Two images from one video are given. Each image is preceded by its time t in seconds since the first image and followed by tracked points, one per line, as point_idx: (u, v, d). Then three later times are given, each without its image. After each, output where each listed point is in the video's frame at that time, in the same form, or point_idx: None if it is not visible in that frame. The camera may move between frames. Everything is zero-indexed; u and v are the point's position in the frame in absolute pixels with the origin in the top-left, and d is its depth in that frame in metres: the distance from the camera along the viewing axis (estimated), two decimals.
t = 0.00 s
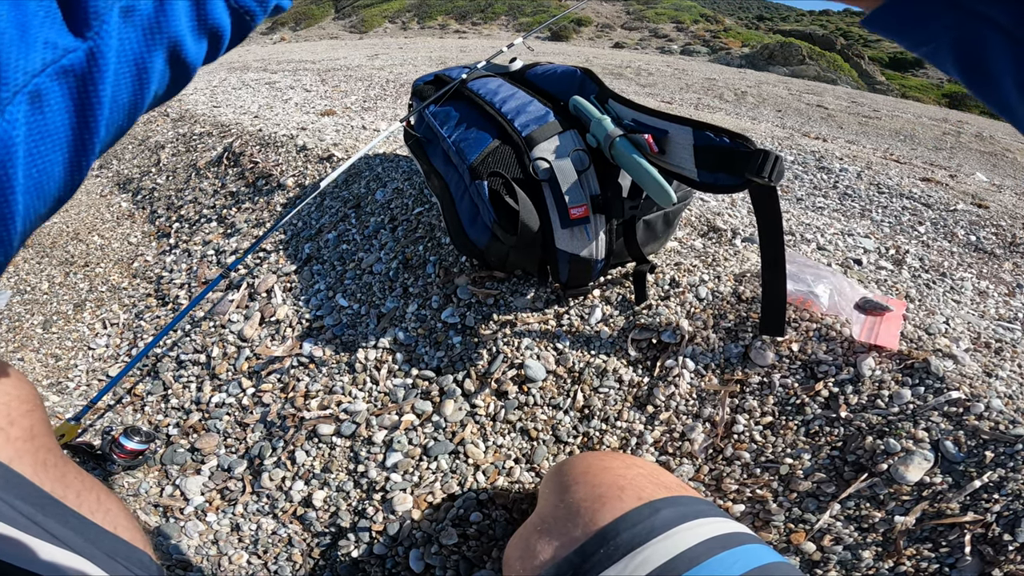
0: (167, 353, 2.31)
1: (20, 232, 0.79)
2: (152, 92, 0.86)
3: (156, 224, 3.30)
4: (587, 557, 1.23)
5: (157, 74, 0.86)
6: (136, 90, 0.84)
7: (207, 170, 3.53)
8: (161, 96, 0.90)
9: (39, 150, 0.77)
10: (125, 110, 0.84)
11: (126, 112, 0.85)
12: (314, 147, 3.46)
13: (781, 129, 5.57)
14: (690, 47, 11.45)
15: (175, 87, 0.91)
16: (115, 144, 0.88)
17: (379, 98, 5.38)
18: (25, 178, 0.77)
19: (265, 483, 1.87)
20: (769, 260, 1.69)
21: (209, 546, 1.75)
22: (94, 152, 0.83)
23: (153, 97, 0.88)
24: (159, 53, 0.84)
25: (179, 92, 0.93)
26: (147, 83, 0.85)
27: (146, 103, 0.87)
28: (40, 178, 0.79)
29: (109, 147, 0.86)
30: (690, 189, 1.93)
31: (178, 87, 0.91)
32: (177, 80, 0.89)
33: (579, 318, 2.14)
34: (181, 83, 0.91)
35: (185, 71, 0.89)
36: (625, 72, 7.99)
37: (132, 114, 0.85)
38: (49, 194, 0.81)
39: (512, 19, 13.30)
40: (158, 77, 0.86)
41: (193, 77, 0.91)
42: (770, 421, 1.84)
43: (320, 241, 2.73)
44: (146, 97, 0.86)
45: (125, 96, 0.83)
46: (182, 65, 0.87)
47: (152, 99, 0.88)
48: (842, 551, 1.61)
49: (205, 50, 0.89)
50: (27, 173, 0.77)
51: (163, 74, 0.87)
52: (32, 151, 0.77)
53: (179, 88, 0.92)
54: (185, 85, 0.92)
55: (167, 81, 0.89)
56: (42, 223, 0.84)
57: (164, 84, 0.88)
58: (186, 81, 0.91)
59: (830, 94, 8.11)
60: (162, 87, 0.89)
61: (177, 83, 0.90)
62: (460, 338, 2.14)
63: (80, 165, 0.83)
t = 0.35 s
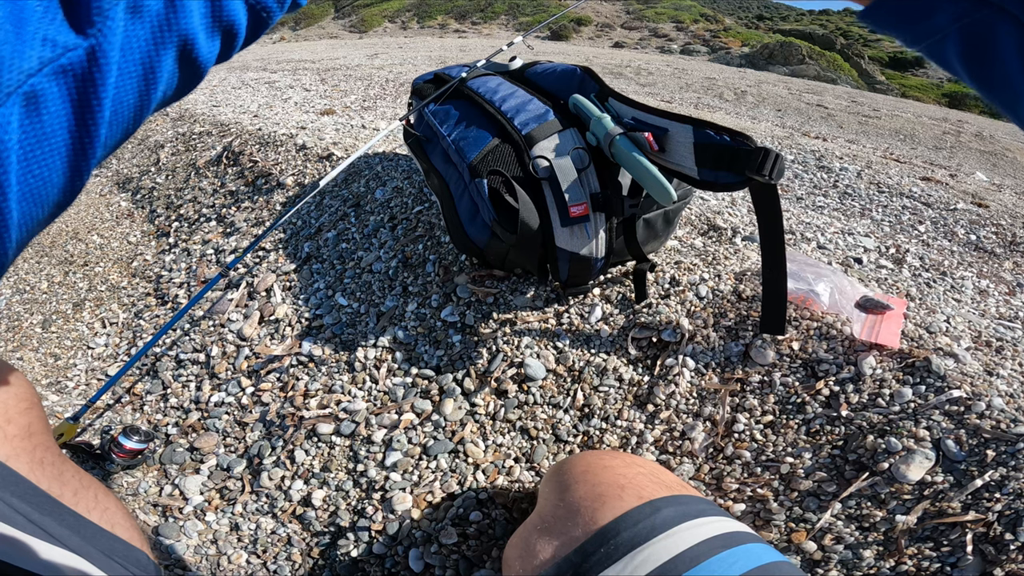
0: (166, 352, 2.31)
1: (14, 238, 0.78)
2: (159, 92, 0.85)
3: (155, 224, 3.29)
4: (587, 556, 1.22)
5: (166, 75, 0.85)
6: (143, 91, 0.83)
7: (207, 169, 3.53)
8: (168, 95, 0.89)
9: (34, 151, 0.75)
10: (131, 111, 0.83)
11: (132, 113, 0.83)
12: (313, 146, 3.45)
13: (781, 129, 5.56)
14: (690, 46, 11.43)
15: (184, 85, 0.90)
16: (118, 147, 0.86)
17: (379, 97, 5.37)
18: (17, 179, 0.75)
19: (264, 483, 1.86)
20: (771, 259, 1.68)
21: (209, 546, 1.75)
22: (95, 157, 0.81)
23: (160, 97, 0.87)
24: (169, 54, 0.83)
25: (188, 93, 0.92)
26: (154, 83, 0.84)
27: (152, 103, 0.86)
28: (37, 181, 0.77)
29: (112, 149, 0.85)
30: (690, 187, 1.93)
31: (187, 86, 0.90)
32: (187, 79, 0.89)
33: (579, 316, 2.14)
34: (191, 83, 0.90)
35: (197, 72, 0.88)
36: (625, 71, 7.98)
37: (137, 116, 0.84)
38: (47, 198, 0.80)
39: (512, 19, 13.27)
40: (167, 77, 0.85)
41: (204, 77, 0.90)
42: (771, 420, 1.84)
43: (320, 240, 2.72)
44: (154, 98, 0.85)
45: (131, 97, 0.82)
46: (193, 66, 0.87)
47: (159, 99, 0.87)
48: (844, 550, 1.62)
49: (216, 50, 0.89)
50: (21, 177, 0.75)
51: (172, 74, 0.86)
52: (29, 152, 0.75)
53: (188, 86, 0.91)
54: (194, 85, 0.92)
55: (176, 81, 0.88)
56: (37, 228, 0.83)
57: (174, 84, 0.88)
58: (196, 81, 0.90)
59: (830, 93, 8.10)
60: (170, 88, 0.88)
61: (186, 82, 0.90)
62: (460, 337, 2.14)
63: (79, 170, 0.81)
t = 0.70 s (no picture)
0: (166, 352, 2.31)
1: (18, 247, 0.76)
2: (162, 93, 0.84)
3: (155, 223, 3.29)
4: (587, 555, 1.22)
5: (170, 76, 0.84)
6: (147, 92, 0.82)
7: (207, 168, 3.53)
8: (173, 97, 0.87)
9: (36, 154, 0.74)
10: (135, 113, 0.82)
11: (137, 115, 0.82)
12: (313, 146, 3.45)
13: (781, 128, 5.56)
14: (690, 45, 11.43)
15: (191, 88, 0.90)
16: (123, 151, 0.85)
17: (378, 97, 5.37)
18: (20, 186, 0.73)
19: (264, 482, 1.86)
20: (770, 258, 1.68)
21: (209, 545, 1.75)
22: (98, 160, 0.80)
23: (165, 99, 0.86)
24: (171, 53, 0.82)
25: (196, 95, 0.92)
26: (157, 83, 0.83)
27: (156, 105, 0.85)
28: (40, 186, 0.76)
29: (116, 153, 0.84)
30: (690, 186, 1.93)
31: (194, 88, 0.89)
32: (194, 80, 0.88)
33: (579, 315, 2.14)
34: (196, 85, 0.90)
35: (202, 74, 0.87)
36: (625, 70, 7.97)
37: (140, 117, 0.83)
38: (51, 203, 0.78)
39: (512, 18, 13.26)
40: (171, 78, 0.84)
41: (209, 79, 0.90)
42: (771, 419, 1.84)
43: (320, 239, 2.72)
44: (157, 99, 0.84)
45: (133, 99, 0.81)
46: (199, 68, 0.86)
47: (163, 101, 0.86)
48: (843, 549, 1.62)
49: (221, 50, 0.88)
50: (23, 183, 0.73)
51: (178, 76, 0.85)
52: (30, 157, 0.73)
53: (195, 88, 0.90)
54: (201, 87, 0.91)
55: (184, 83, 0.88)
56: (43, 236, 0.81)
57: (179, 86, 0.87)
58: (202, 83, 0.90)
59: (830, 93, 8.10)
60: (176, 90, 0.87)
61: (193, 84, 0.89)
62: (460, 336, 2.14)
63: (83, 174, 0.80)
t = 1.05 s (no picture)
0: (166, 351, 2.30)
1: (18, 241, 0.76)
2: (161, 90, 0.84)
3: (155, 223, 3.29)
4: (587, 554, 1.23)
5: (168, 73, 0.83)
6: (145, 88, 0.82)
7: (206, 168, 3.53)
8: (172, 94, 0.87)
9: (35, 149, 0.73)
10: (135, 109, 0.82)
11: (136, 111, 0.82)
12: (313, 145, 3.45)
13: (781, 127, 5.56)
14: (690, 45, 11.43)
15: (190, 86, 0.90)
16: (123, 148, 0.85)
17: (378, 96, 5.37)
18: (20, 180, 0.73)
19: (265, 481, 1.87)
20: (770, 256, 1.68)
21: (210, 544, 1.75)
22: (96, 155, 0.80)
23: (164, 96, 0.86)
24: (170, 50, 0.82)
25: (194, 93, 0.92)
26: (157, 80, 0.82)
27: (156, 102, 0.85)
28: (41, 181, 0.76)
29: (116, 150, 0.84)
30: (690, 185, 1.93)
31: (193, 86, 0.89)
32: (193, 79, 0.88)
33: (579, 314, 2.14)
34: (196, 83, 0.89)
35: (201, 71, 0.87)
36: (625, 70, 7.97)
37: (140, 114, 0.83)
38: (51, 198, 0.78)
39: (512, 17, 13.26)
40: (170, 75, 0.84)
41: (208, 77, 0.89)
42: (771, 417, 1.84)
43: (320, 238, 2.72)
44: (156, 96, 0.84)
45: (131, 94, 0.81)
46: (197, 66, 0.86)
47: (162, 97, 0.86)
48: (843, 548, 1.62)
49: (220, 48, 0.88)
50: (24, 176, 0.73)
51: (177, 74, 0.85)
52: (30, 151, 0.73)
53: (195, 86, 0.90)
54: (200, 85, 0.91)
55: (182, 82, 0.87)
56: (43, 231, 0.81)
57: (179, 84, 0.87)
58: (201, 81, 0.89)
59: (830, 92, 8.10)
60: (175, 88, 0.87)
61: (192, 82, 0.88)
62: (460, 335, 2.14)
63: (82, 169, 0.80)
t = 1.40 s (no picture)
0: (166, 350, 2.30)
1: (23, 236, 0.75)
2: (163, 87, 0.84)
3: (155, 222, 3.28)
4: (588, 553, 1.23)
5: (170, 70, 0.83)
6: (147, 86, 0.81)
7: (206, 167, 3.53)
8: (173, 92, 0.86)
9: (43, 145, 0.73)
10: (137, 106, 0.81)
11: (138, 107, 0.82)
12: (313, 145, 3.45)
13: (780, 127, 5.56)
14: (689, 45, 11.43)
15: (190, 84, 0.89)
16: (124, 145, 0.84)
17: (378, 96, 5.37)
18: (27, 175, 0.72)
19: (264, 480, 1.86)
20: (770, 255, 1.68)
21: (209, 544, 1.75)
22: (101, 151, 0.79)
23: (166, 93, 0.85)
24: (170, 49, 0.81)
25: (193, 92, 0.91)
26: (158, 77, 0.82)
27: (158, 99, 0.84)
28: (47, 178, 0.75)
29: (118, 147, 0.83)
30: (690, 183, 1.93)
31: (194, 84, 0.89)
32: (193, 76, 0.87)
33: (579, 313, 2.14)
34: (195, 81, 0.89)
35: (201, 69, 0.87)
36: (625, 70, 7.98)
37: (142, 111, 0.82)
38: (57, 195, 0.77)
39: (512, 18, 13.26)
40: (171, 72, 0.83)
41: (207, 75, 0.89)
42: (771, 416, 1.84)
43: (319, 238, 2.72)
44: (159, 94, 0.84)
45: (135, 91, 0.80)
46: (197, 63, 0.85)
47: (164, 95, 0.85)
48: (843, 547, 1.62)
49: (218, 48, 0.87)
50: (29, 168, 0.72)
51: (178, 72, 0.84)
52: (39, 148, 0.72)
53: (194, 84, 0.89)
54: (200, 84, 0.90)
55: (183, 80, 0.87)
56: (48, 228, 0.80)
57: (179, 82, 0.86)
58: (201, 79, 0.89)
59: (830, 92, 8.10)
60: (177, 86, 0.86)
61: (193, 80, 0.88)
62: (460, 334, 2.14)
63: (86, 165, 0.79)
